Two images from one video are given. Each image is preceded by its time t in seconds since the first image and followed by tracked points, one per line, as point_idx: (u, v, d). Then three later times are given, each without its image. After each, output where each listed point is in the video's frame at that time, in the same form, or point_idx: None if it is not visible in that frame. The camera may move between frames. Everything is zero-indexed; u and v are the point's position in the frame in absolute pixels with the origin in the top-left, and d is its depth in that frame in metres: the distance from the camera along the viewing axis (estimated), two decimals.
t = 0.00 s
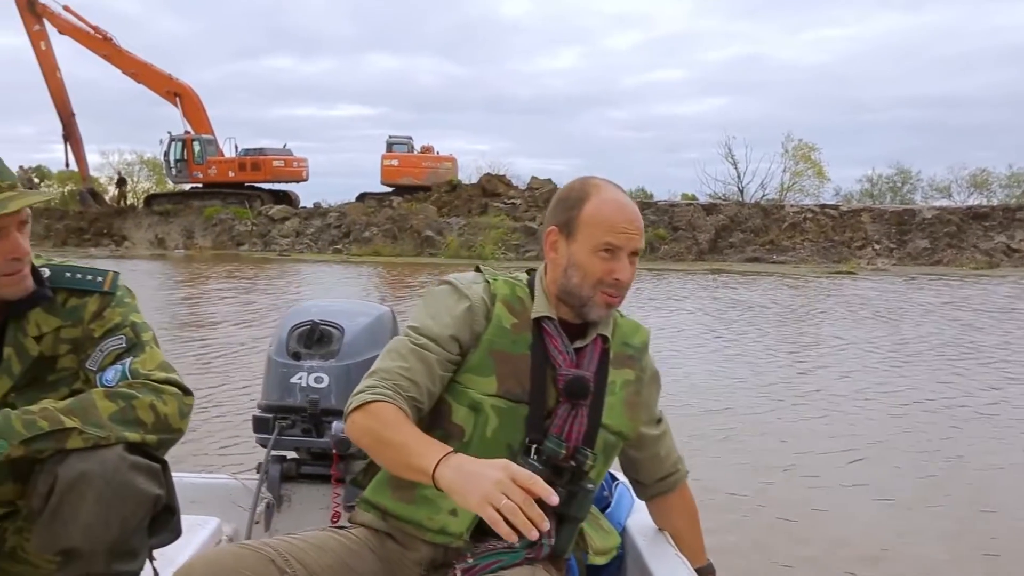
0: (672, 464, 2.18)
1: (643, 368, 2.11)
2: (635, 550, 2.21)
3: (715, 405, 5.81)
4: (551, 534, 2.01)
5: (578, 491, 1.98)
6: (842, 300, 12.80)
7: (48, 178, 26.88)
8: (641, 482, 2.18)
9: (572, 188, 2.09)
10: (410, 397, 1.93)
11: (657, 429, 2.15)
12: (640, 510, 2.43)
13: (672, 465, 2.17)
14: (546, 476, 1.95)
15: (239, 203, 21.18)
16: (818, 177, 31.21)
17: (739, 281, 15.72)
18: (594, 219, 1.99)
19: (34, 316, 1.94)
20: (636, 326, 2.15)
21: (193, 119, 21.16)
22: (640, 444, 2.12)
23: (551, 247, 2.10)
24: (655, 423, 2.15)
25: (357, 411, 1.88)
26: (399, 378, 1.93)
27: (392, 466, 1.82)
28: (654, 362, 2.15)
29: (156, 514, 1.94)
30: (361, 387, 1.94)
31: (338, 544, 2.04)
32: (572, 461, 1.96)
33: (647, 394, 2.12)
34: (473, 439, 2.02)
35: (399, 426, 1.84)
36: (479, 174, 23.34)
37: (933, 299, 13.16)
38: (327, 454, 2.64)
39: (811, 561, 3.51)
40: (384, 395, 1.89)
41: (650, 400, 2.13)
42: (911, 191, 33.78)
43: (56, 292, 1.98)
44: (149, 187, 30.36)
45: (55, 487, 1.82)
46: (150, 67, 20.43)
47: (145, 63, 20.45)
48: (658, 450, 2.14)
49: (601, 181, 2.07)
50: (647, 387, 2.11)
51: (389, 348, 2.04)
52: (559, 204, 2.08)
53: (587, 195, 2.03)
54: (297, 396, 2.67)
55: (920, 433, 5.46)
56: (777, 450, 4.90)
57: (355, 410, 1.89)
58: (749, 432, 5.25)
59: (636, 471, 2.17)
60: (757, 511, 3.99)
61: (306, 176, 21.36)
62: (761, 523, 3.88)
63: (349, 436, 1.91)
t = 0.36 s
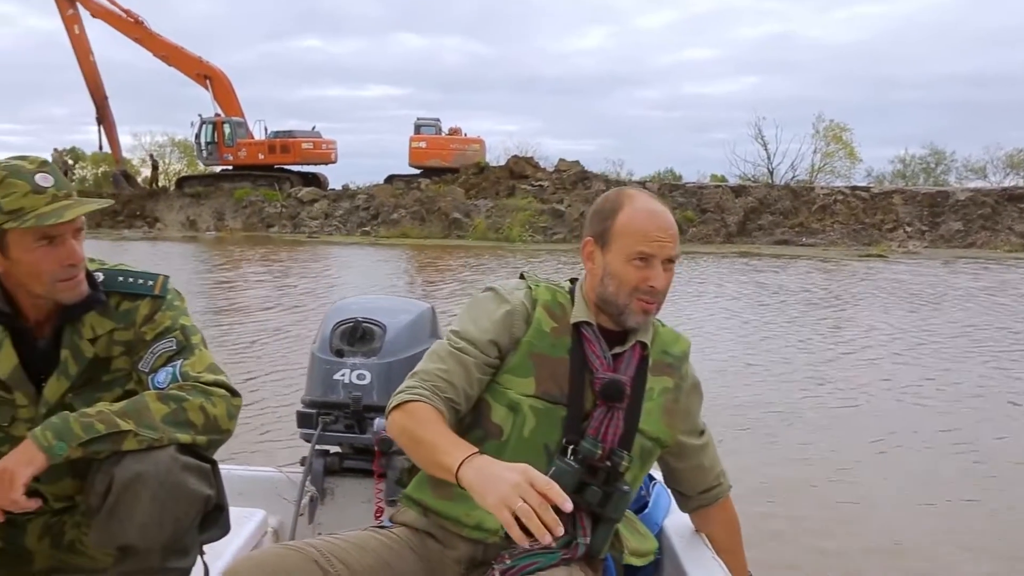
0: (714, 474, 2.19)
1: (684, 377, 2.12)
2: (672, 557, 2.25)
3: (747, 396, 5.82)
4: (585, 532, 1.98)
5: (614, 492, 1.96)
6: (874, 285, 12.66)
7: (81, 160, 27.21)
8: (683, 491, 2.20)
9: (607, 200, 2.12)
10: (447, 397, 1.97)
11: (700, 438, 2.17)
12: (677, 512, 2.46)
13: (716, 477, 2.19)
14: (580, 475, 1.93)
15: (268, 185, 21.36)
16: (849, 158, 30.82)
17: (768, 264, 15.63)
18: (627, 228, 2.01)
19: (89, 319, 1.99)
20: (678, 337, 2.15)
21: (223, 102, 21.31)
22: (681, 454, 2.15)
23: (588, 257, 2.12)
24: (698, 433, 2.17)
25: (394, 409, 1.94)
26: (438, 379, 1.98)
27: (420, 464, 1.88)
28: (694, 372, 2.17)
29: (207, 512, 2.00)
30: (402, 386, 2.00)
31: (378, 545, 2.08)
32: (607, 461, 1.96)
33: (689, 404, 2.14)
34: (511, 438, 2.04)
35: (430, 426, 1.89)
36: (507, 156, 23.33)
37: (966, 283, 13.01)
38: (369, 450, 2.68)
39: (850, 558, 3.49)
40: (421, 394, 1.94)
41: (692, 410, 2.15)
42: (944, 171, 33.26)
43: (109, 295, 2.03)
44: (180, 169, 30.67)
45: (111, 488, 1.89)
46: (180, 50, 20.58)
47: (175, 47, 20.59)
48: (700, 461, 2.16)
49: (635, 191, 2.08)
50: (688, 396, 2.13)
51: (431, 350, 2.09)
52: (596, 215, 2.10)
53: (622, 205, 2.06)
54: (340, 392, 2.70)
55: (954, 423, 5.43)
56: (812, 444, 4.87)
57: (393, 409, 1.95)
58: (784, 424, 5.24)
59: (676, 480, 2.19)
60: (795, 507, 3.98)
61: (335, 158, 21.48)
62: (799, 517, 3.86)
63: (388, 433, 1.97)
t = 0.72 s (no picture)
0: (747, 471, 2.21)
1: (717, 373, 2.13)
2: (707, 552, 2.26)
3: (776, 380, 5.82)
4: (621, 527, 1.98)
5: (649, 486, 1.97)
6: (902, 265, 12.53)
7: (110, 137, 27.49)
8: (715, 489, 2.22)
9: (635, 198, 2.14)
10: (472, 393, 2.00)
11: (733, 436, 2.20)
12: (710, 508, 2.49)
13: (748, 474, 2.20)
14: (615, 470, 1.96)
15: (294, 162, 21.48)
16: (879, 134, 30.38)
17: (795, 243, 15.52)
18: (651, 225, 2.03)
19: (139, 310, 2.03)
20: (710, 333, 2.16)
21: (250, 79, 21.39)
22: (714, 451, 2.17)
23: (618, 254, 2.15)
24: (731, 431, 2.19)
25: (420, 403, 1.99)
26: (463, 375, 2.01)
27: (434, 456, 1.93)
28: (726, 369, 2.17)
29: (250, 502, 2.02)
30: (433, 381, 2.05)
31: (419, 531, 2.13)
32: (642, 456, 1.97)
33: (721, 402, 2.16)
34: (547, 434, 2.07)
35: (447, 419, 1.93)
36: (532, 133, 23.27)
37: (998, 263, 12.84)
38: (407, 438, 2.74)
39: (878, 546, 3.51)
40: (446, 389, 1.98)
41: (724, 407, 2.17)
42: (976, 148, 32.70)
43: (158, 288, 2.07)
44: (207, 146, 30.88)
45: (160, 478, 1.93)
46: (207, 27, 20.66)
47: (202, 24, 20.68)
48: (734, 457, 2.19)
49: (661, 188, 2.10)
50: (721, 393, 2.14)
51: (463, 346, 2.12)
52: (623, 214, 2.13)
53: (647, 202, 2.08)
54: (379, 381, 2.73)
55: (984, 408, 5.40)
56: (842, 430, 4.86)
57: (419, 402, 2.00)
58: (812, 407, 5.24)
59: (709, 477, 2.21)
60: (822, 493, 3.99)
61: (361, 135, 21.54)
62: (828, 505, 3.88)
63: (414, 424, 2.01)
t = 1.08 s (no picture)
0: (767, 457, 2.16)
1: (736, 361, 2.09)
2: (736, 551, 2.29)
3: (798, 362, 5.84)
4: (648, 524, 2.01)
5: (673, 483, 1.98)
6: (928, 244, 12.44)
7: (135, 113, 27.69)
8: (735, 478, 2.17)
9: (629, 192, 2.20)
10: (482, 406, 2.03)
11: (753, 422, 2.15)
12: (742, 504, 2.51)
13: (765, 456, 2.15)
14: (638, 470, 1.97)
15: (317, 139, 21.60)
16: (906, 110, 29.98)
17: (818, 221, 15.43)
18: (626, 206, 2.07)
19: (187, 296, 2.09)
20: (724, 319, 2.12)
21: (272, 56, 21.45)
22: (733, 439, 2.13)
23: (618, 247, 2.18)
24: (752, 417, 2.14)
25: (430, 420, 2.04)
26: (470, 387, 2.05)
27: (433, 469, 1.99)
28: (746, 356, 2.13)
29: (291, 485, 2.08)
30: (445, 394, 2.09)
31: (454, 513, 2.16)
32: (664, 455, 1.98)
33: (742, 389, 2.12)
34: (567, 436, 2.05)
35: (445, 434, 1.98)
36: (553, 110, 23.22)
37: None
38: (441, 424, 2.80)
39: (898, 536, 3.54)
40: (456, 405, 2.02)
41: (746, 393, 2.12)
42: (1006, 124, 32.18)
43: (206, 275, 2.13)
44: (230, 122, 31.03)
45: (206, 461, 2.00)
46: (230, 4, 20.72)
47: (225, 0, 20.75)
48: (754, 443, 2.13)
49: (647, 175, 2.14)
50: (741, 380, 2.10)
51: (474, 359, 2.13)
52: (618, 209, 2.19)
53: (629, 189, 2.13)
54: (416, 366, 2.80)
55: (1009, 392, 5.40)
56: (864, 413, 4.88)
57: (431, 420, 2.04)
58: (834, 390, 5.26)
59: (731, 466, 2.16)
60: (843, 478, 4.03)
61: (383, 112, 21.62)
62: (848, 489, 3.93)
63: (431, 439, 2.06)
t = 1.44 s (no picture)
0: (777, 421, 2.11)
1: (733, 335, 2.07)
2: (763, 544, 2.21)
3: (816, 345, 5.86)
4: (652, 514, 1.98)
5: (668, 470, 1.95)
6: (950, 223, 12.34)
7: (156, 90, 27.81)
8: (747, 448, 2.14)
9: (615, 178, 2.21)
10: (492, 418, 2.10)
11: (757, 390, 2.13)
12: (768, 491, 2.48)
13: (775, 419, 2.09)
14: (628, 462, 1.95)
15: (335, 117, 21.65)
16: (929, 87, 29.56)
17: (838, 199, 15.33)
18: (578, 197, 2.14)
19: (227, 284, 2.15)
20: (718, 295, 2.08)
21: (291, 34, 21.51)
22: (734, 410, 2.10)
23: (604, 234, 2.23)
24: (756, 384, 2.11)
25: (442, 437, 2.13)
26: (476, 400, 2.12)
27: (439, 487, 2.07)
28: (746, 326, 2.10)
29: (325, 470, 2.14)
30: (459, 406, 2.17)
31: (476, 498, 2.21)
32: (653, 444, 1.96)
33: (744, 361, 2.08)
34: (565, 433, 2.07)
35: (447, 455, 2.06)
36: (572, 88, 23.12)
37: None
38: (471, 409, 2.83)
39: (913, 521, 3.57)
40: (469, 420, 2.10)
41: (749, 365, 2.08)
42: None
43: (246, 264, 2.20)
44: (249, 100, 31.09)
45: (244, 444, 2.06)
46: None
47: None
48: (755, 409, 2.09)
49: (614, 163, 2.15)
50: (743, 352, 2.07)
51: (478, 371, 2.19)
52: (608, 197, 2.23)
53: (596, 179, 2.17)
54: (446, 352, 2.85)
55: None
56: (881, 396, 4.90)
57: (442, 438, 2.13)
58: (852, 373, 5.28)
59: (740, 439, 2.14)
60: (859, 462, 4.06)
61: (401, 90, 21.61)
62: (867, 473, 3.96)
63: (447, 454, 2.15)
